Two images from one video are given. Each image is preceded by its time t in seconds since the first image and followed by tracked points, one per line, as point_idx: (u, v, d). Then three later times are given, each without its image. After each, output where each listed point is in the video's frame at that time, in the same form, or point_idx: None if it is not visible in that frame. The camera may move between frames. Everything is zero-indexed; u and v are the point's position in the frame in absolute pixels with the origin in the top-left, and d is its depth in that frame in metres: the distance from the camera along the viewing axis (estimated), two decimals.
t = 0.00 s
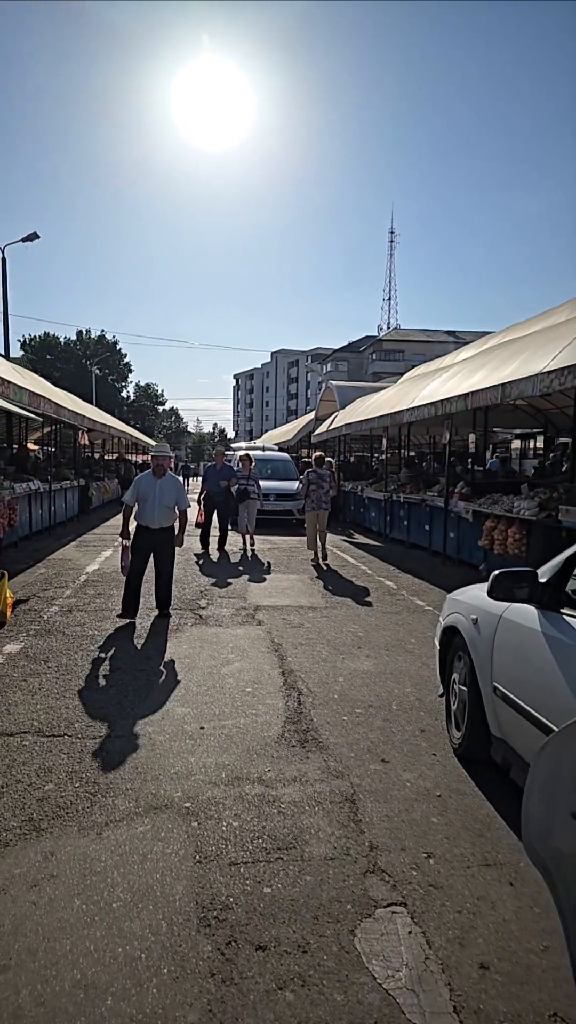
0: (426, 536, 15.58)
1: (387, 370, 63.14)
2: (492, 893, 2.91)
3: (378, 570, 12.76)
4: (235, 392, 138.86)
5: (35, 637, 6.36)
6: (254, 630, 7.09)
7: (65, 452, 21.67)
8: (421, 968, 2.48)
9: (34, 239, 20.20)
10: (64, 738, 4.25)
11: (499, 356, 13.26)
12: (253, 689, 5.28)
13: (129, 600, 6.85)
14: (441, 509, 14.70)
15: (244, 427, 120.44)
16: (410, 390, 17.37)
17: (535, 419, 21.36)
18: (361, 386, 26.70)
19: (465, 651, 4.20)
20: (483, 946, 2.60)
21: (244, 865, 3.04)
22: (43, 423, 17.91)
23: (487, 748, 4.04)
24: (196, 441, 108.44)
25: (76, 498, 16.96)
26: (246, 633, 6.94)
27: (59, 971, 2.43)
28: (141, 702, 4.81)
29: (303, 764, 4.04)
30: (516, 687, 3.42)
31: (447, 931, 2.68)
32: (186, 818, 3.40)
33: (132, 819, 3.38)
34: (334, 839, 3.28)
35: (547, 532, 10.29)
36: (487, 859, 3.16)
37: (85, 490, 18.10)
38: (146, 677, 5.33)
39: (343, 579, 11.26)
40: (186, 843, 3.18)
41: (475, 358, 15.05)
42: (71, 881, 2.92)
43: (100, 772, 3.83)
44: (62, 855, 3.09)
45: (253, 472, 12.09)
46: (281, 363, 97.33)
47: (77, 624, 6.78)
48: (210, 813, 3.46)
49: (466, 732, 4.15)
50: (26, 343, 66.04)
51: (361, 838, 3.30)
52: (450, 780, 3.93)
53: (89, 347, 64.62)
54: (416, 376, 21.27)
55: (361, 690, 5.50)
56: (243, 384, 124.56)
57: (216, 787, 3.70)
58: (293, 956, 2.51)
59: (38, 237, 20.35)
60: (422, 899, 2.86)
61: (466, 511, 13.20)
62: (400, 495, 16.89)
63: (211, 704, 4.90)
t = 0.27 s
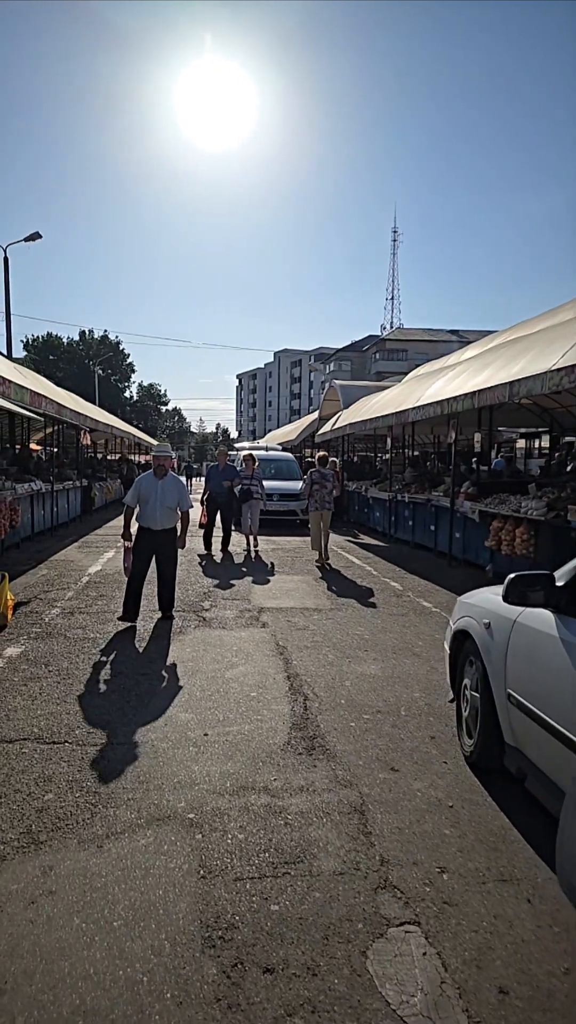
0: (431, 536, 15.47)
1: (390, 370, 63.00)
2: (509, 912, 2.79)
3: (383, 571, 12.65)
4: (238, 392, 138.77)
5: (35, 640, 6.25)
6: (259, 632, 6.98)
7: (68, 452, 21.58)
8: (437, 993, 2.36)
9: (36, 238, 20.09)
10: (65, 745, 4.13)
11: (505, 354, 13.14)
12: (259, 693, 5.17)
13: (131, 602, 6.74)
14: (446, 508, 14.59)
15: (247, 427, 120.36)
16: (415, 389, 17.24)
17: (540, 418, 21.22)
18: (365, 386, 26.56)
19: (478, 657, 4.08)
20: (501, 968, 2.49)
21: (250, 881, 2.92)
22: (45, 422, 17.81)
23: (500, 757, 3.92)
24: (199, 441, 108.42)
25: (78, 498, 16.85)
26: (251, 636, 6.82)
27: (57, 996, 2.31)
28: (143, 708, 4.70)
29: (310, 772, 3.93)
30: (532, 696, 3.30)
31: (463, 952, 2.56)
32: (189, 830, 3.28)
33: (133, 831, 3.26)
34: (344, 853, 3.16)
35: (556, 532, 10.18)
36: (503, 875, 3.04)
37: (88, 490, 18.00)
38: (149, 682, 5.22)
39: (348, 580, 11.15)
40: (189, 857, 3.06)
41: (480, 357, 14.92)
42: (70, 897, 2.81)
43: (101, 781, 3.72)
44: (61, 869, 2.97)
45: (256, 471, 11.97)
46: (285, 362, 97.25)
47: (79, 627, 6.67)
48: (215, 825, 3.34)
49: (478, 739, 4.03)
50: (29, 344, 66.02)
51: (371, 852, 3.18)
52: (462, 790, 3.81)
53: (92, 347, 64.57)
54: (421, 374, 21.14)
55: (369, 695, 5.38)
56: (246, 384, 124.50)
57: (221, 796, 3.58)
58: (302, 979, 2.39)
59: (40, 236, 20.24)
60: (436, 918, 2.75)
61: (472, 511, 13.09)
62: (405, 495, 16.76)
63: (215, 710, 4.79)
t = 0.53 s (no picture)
0: (437, 537, 15.35)
1: (395, 370, 62.85)
2: (527, 933, 2.67)
3: (389, 572, 12.53)
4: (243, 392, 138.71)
5: (37, 643, 6.14)
6: (264, 635, 6.87)
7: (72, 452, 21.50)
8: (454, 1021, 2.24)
9: (40, 237, 20.00)
10: (65, 752, 4.01)
11: (512, 354, 13.03)
12: (264, 699, 5.05)
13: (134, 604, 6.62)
14: (453, 509, 14.47)
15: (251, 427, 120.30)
16: (421, 388, 17.11)
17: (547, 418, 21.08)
18: (369, 386, 26.44)
19: (491, 663, 3.96)
20: (521, 994, 2.37)
21: (256, 897, 2.80)
22: (48, 422, 17.70)
23: (514, 767, 3.81)
24: (203, 441, 108.41)
25: (82, 499, 16.74)
26: (256, 639, 6.71)
27: (55, 1021, 2.20)
28: (146, 714, 4.58)
29: (318, 782, 3.81)
30: (548, 704, 3.18)
31: (480, 976, 2.44)
32: (193, 842, 3.17)
33: (136, 843, 3.14)
34: (353, 868, 3.05)
35: (564, 533, 10.06)
36: (518, 893, 2.92)
37: (91, 490, 17.90)
38: (152, 686, 5.10)
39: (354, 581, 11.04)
40: (193, 871, 2.95)
41: (487, 356, 14.80)
42: (69, 914, 2.68)
43: (102, 789, 3.60)
44: (60, 884, 2.84)
45: (260, 472, 11.85)
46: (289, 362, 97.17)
47: (81, 629, 6.56)
48: (220, 837, 3.22)
49: (491, 748, 3.92)
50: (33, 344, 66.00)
51: (382, 867, 3.06)
52: (474, 802, 3.69)
53: (96, 347, 64.51)
54: (426, 374, 21.01)
55: (376, 701, 5.26)
56: (250, 384, 124.42)
57: (226, 806, 3.47)
58: (311, 1006, 2.28)
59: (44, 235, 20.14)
60: (451, 939, 2.63)
61: (479, 511, 12.97)
62: (411, 495, 16.64)
63: (219, 716, 4.67)
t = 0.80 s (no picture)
0: (443, 538, 15.24)
1: (399, 370, 62.70)
2: (545, 955, 2.56)
3: (395, 573, 12.42)
4: (247, 392, 138.66)
5: (37, 645, 6.03)
6: (269, 638, 6.76)
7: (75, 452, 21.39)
8: None
9: (43, 236, 19.89)
10: (65, 759, 3.89)
11: (519, 354, 12.91)
12: (269, 704, 4.94)
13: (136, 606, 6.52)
14: (459, 510, 14.35)
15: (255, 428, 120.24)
16: (427, 388, 16.99)
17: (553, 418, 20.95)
18: (374, 385, 26.32)
19: (505, 670, 3.85)
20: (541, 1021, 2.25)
21: (261, 914, 2.69)
22: (51, 422, 17.59)
23: (528, 777, 3.70)
24: (207, 442, 108.35)
25: (85, 499, 16.63)
26: (261, 642, 6.60)
27: None
28: (148, 720, 4.47)
29: (325, 792, 3.69)
30: (565, 714, 3.07)
31: (497, 1002, 2.33)
32: (196, 854, 3.05)
33: (136, 855, 3.02)
34: (362, 884, 2.93)
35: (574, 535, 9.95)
36: (534, 913, 2.82)
37: (95, 490, 17.80)
38: (155, 691, 5.00)
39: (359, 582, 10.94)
40: (195, 886, 2.83)
41: (494, 356, 14.68)
42: (66, 932, 2.56)
43: (102, 798, 3.49)
44: (57, 900, 2.72)
45: (264, 472, 11.73)
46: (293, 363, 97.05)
47: (83, 632, 6.45)
48: (224, 850, 3.10)
49: (504, 757, 3.81)
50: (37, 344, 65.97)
51: (393, 884, 2.95)
52: (486, 816, 3.57)
53: (100, 347, 64.44)
54: (432, 374, 20.88)
55: (383, 707, 5.15)
56: (254, 384, 124.33)
57: (230, 817, 3.36)
58: None
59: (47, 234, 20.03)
60: (465, 961, 2.52)
61: (486, 512, 12.85)
62: (417, 496, 16.53)
63: (223, 721, 4.56)
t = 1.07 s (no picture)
0: (447, 538, 15.13)
1: (402, 370, 62.57)
2: (563, 978, 2.45)
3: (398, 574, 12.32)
4: (248, 392, 138.58)
5: (36, 648, 5.92)
6: (272, 641, 6.65)
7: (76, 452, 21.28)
8: None
9: (44, 234, 19.77)
10: (63, 766, 3.77)
11: (524, 353, 12.80)
12: (272, 709, 4.83)
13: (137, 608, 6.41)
14: (463, 510, 14.25)
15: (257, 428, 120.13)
16: (431, 387, 16.87)
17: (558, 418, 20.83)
18: (376, 385, 26.19)
19: (517, 677, 3.74)
20: None
21: (266, 933, 2.58)
22: (52, 422, 17.47)
23: (540, 786, 3.59)
24: (209, 442, 108.26)
25: (86, 499, 16.51)
26: (264, 644, 6.49)
27: None
28: (149, 726, 4.36)
29: (330, 801, 3.58)
30: None
31: None
32: (198, 868, 2.94)
33: (136, 869, 2.90)
34: (371, 901, 2.82)
35: None
36: (549, 931, 2.71)
37: (96, 490, 17.69)
38: (156, 696, 4.89)
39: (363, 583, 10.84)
40: (197, 902, 2.72)
41: (497, 355, 14.57)
42: (62, 953, 2.45)
43: (99, 808, 3.37)
44: (53, 917, 2.60)
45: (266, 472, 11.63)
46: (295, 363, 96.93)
47: (83, 634, 6.33)
48: (226, 863, 2.99)
49: (515, 765, 3.70)
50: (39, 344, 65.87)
51: (402, 901, 2.83)
52: (497, 828, 3.46)
53: (102, 347, 64.34)
54: (436, 373, 20.76)
55: (389, 712, 5.03)
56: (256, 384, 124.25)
57: (233, 828, 3.25)
58: None
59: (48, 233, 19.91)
60: (479, 984, 2.41)
61: (491, 512, 12.75)
62: (420, 496, 16.41)
63: (226, 727, 4.45)
